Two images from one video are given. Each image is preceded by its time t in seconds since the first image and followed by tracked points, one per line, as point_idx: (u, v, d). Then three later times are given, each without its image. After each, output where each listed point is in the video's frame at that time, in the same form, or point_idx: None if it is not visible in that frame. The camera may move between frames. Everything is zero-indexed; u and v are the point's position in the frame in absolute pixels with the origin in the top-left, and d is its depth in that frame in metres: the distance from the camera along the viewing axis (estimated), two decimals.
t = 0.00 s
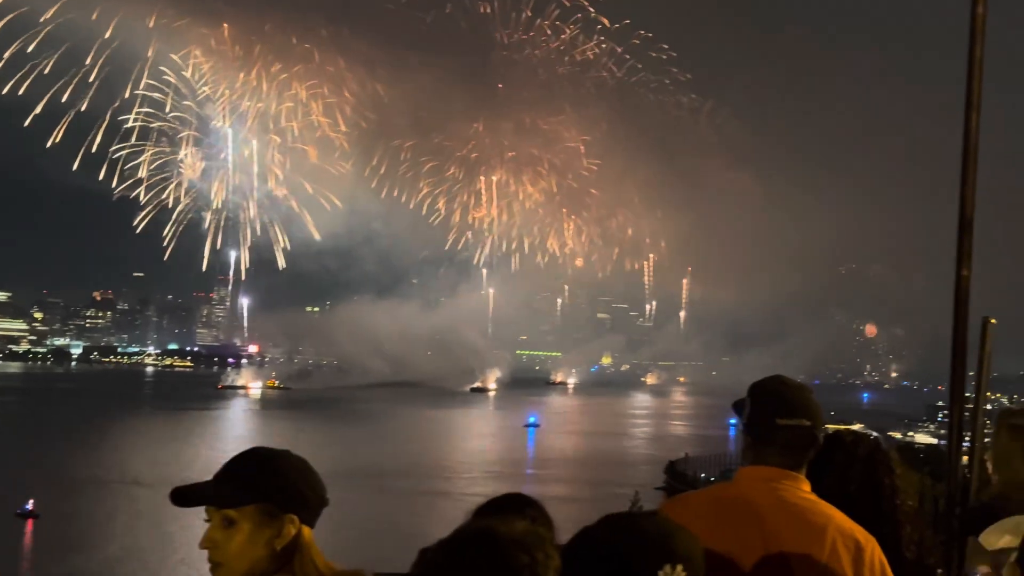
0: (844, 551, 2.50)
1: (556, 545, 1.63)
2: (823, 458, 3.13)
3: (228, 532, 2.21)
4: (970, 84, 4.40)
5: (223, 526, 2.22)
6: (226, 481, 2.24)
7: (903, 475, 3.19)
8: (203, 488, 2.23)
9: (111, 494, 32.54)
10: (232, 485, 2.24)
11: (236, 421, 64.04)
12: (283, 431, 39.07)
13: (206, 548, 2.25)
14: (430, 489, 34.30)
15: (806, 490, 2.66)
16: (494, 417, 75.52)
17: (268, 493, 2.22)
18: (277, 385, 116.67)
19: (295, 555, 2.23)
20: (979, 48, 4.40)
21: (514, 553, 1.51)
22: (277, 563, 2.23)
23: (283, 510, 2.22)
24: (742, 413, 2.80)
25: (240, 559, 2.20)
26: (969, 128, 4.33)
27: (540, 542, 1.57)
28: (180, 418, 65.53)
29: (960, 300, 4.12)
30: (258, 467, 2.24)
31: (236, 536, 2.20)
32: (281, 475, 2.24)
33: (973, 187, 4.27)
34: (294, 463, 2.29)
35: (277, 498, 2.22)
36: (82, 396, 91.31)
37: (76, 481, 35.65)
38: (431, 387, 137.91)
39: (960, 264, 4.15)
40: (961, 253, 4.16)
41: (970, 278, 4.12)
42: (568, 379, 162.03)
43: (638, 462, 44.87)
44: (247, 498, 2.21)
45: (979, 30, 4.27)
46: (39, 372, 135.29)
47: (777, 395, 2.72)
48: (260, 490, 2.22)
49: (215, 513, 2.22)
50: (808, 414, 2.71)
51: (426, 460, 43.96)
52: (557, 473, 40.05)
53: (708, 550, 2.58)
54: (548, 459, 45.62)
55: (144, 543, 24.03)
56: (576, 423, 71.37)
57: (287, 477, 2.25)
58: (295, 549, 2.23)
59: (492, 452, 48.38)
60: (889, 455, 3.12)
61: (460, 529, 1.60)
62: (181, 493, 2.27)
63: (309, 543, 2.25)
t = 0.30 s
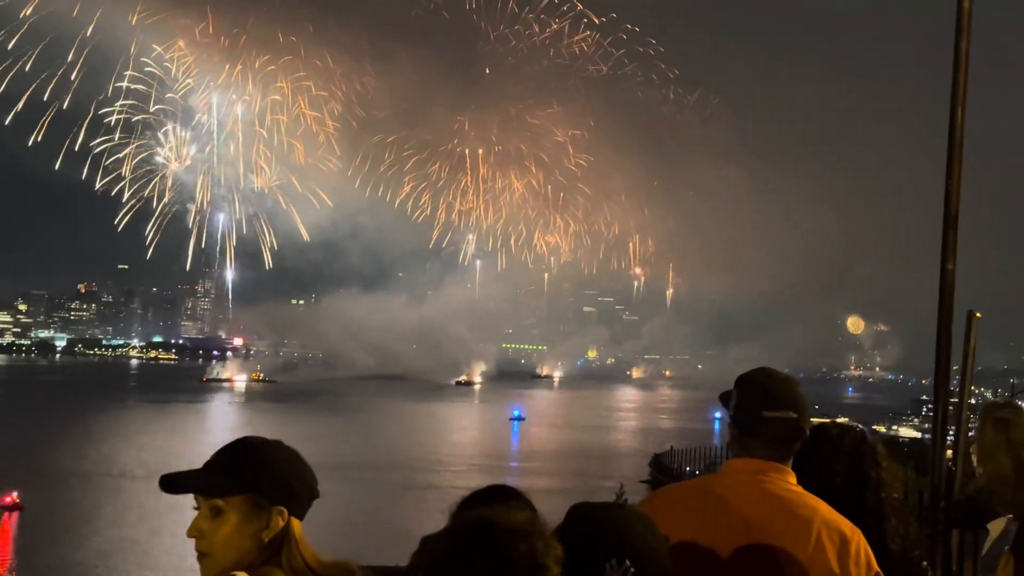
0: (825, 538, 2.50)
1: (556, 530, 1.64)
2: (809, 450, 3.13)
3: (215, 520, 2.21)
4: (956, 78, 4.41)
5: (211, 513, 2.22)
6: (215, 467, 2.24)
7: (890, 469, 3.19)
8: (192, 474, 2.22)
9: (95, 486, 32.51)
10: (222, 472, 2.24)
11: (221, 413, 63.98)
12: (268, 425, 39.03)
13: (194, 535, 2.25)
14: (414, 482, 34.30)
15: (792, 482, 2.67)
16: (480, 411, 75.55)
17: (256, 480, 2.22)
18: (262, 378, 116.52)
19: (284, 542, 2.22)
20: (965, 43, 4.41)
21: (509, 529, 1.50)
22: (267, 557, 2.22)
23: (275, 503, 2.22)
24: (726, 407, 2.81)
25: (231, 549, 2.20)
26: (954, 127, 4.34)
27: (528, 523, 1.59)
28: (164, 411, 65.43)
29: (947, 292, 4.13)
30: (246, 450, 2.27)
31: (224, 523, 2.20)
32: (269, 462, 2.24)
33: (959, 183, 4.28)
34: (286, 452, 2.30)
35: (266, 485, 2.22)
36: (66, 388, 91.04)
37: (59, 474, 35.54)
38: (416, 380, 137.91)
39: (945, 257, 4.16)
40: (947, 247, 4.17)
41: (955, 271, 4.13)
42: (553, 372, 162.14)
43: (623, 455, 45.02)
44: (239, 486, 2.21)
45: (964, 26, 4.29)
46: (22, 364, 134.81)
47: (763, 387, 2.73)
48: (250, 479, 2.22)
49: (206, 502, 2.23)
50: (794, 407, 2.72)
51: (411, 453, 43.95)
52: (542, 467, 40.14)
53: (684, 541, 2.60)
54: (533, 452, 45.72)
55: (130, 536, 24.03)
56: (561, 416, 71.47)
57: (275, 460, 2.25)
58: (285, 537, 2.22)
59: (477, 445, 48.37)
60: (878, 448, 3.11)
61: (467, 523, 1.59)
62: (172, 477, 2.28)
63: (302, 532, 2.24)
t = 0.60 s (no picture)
0: (821, 526, 2.52)
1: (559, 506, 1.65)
2: (801, 439, 3.13)
3: (207, 505, 2.21)
4: (949, 67, 4.42)
5: (205, 499, 2.22)
6: (210, 453, 2.24)
7: (884, 456, 3.20)
8: (186, 461, 2.22)
9: (91, 477, 32.56)
10: (215, 459, 2.23)
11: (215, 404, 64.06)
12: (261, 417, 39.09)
13: (187, 519, 2.24)
14: (406, 473, 34.35)
15: (785, 471, 2.68)
16: (473, 401, 75.63)
17: (250, 467, 2.22)
18: (255, 369, 116.60)
19: (277, 531, 2.22)
20: (958, 32, 4.41)
21: (510, 499, 1.50)
22: (260, 544, 2.21)
23: (266, 490, 2.22)
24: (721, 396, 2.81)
25: (223, 536, 2.19)
26: (947, 116, 4.34)
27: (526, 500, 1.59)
28: (157, 402, 65.44)
29: (941, 280, 4.14)
30: (238, 435, 2.28)
31: (217, 511, 2.20)
32: (264, 450, 2.24)
33: (952, 173, 4.29)
34: (282, 439, 2.31)
35: (261, 471, 2.22)
36: (59, 379, 91.01)
37: (53, 465, 35.60)
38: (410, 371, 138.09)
39: (938, 248, 4.17)
40: (939, 236, 4.18)
41: (948, 262, 4.14)
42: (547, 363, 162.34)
43: (617, 446, 45.11)
44: (231, 473, 2.22)
45: (957, 17, 4.29)
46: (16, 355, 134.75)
47: (756, 375, 2.73)
48: (241, 467, 2.22)
49: (197, 487, 2.23)
50: (787, 394, 2.72)
51: (404, 444, 44.03)
52: (536, 457, 40.21)
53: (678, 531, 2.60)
54: (527, 442, 45.81)
55: (126, 527, 24.08)
56: (554, 406, 71.61)
57: (271, 447, 2.26)
58: (278, 525, 2.22)
59: (470, 435, 48.46)
60: (871, 436, 3.12)
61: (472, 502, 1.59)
62: (166, 462, 2.28)
63: (295, 520, 2.24)
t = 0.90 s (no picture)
0: (820, 523, 2.52)
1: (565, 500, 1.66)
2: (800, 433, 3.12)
3: (204, 501, 2.21)
4: (944, 61, 4.42)
5: (199, 496, 2.22)
6: (206, 451, 2.24)
7: (880, 451, 3.21)
8: (182, 459, 2.23)
9: (87, 473, 32.52)
10: (211, 457, 2.23)
11: (210, 400, 64.03)
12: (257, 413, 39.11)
13: (185, 512, 2.25)
14: (402, 468, 34.37)
15: (783, 464, 2.68)
16: (469, 397, 75.60)
17: (248, 467, 2.21)
18: (251, 365, 116.60)
19: (273, 529, 2.21)
20: (953, 26, 4.41)
21: (515, 499, 1.50)
22: (255, 540, 2.21)
23: (261, 487, 2.22)
24: (717, 392, 2.81)
25: (217, 532, 2.19)
26: (942, 111, 4.34)
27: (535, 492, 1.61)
28: (153, 398, 65.41)
29: (934, 275, 4.15)
30: (234, 432, 2.28)
31: (212, 507, 2.20)
32: (262, 447, 2.24)
33: (947, 168, 4.29)
34: (281, 436, 2.31)
35: (258, 472, 2.22)
36: (55, 376, 90.94)
37: (48, 461, 35.59)
38: (406, 367, 138.11)
39: (934, 242, 4.17)
40: (934, 230, 4.18)
41: (943, 256, 4.14)
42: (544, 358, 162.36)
43: (614, 440, 45.10)
44: (230, 469, 2.21)
45: (950, 12, 4.29)
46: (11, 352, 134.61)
47: (753, 369, 2.73)
48: (237, 465, 2.22)
49: (192, 484, 2.23)
50: (782, 389, 2.72)
51: (400, 439, 44.07)
52: (532, 452, 40.20)
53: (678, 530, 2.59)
54: (524, 438, 45.82)
55: (122, 522, 24.06)
56: (550, 402, 71.62)
57: (268, 444, 2.26)
58: (273, 524, 2.21)
59: (466, 431, 48.53)
60: (866, 430, 3.13)
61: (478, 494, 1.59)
62: (163, 459, 2.28)
63: (292, 518, 2.24)
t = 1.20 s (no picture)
0: (815, 516, 2.53)
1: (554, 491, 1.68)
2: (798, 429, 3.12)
3: (206, 498, 2.22)
4: (943, 56, 4.42)
5: (203, 491, 2.23)
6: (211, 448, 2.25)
7: (879, 448, 3.21)
8: (185, 456, 2.24)
9: (87, 470, 32.55)
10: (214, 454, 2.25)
11: (209, 397, 64.02)
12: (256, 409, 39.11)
13: (186, 510, 2.26)
14: (401, 464, 34.39)
15: (782, 460, 2.69)
16: (467, 393, 75.62)
17: (250, 464, 2.22)
18: (250, 362, 116.64)
19: (275, 529, 2.22)
20: (952, 23, 4.42)
21: (519, 504, 1.50)
22: (256, 539, 2.21)
23: (265, 483, 2.22)
24: (717, 389, 2.82)
25: (220, 531, 2.20)
26: (941, 105, 4.35)
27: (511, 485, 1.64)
28: (153, 395, 65.38)
29: (934, 270, 4.15)
30: (238, 429, 2.28)
31: (216, 504, 2.21)
32: (262, 445, 2.25)
33: (946, 161, 4.29)
34: (283, 432, 2.31)
35: (260, 471, 2.22)
36: (53, 373, 90.93)
37: (47, 459, 35.59)
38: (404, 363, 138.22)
39: (932, 237, 4.17)
40: (932, 224, 4.19)
41: (942, 250, 4.14)
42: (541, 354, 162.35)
43: (613, 436, 45.09)
44: (232, 467, 2.23)
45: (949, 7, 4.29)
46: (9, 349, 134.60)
47: (753, 365, 2.73)
48: (239, 462, 2.23)
49: (197, 479, 2.24)
50: (782, 385, 2.72)
51: (399, 435, 44.10)
52: (531, 448, 40.21)
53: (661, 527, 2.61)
54: (523, 433, 45.83)
55: (122, 519, 24.07)
56: (549, 397, 71.65)
57: (268, 440, 2.27)
58: (273, 526, 2.22)
59: (465, 427, 48.58)
60: (866, 426, 3.13)
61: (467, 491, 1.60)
62: (166, 456, 2.28)
63: (294, 515, 2.25)
